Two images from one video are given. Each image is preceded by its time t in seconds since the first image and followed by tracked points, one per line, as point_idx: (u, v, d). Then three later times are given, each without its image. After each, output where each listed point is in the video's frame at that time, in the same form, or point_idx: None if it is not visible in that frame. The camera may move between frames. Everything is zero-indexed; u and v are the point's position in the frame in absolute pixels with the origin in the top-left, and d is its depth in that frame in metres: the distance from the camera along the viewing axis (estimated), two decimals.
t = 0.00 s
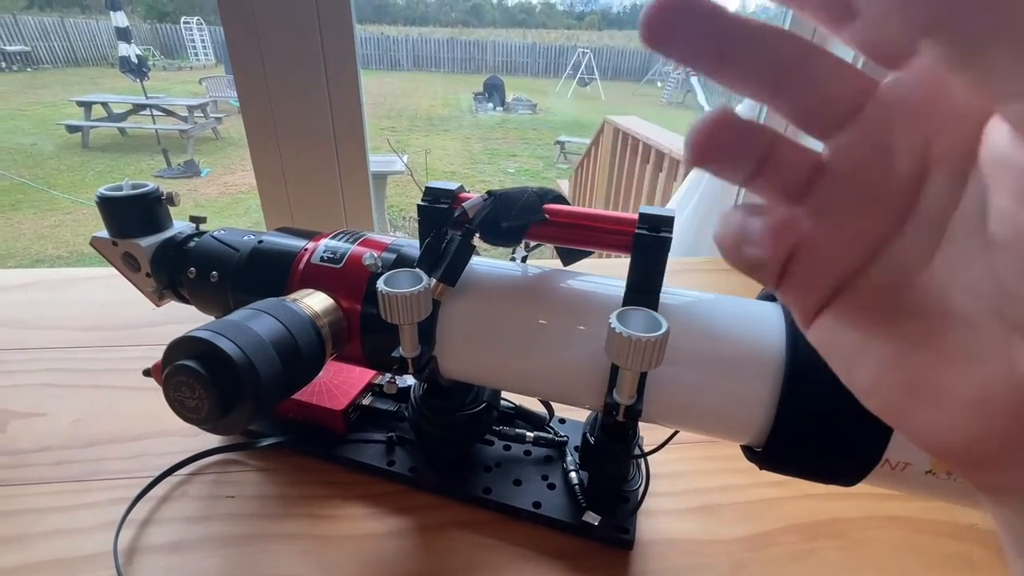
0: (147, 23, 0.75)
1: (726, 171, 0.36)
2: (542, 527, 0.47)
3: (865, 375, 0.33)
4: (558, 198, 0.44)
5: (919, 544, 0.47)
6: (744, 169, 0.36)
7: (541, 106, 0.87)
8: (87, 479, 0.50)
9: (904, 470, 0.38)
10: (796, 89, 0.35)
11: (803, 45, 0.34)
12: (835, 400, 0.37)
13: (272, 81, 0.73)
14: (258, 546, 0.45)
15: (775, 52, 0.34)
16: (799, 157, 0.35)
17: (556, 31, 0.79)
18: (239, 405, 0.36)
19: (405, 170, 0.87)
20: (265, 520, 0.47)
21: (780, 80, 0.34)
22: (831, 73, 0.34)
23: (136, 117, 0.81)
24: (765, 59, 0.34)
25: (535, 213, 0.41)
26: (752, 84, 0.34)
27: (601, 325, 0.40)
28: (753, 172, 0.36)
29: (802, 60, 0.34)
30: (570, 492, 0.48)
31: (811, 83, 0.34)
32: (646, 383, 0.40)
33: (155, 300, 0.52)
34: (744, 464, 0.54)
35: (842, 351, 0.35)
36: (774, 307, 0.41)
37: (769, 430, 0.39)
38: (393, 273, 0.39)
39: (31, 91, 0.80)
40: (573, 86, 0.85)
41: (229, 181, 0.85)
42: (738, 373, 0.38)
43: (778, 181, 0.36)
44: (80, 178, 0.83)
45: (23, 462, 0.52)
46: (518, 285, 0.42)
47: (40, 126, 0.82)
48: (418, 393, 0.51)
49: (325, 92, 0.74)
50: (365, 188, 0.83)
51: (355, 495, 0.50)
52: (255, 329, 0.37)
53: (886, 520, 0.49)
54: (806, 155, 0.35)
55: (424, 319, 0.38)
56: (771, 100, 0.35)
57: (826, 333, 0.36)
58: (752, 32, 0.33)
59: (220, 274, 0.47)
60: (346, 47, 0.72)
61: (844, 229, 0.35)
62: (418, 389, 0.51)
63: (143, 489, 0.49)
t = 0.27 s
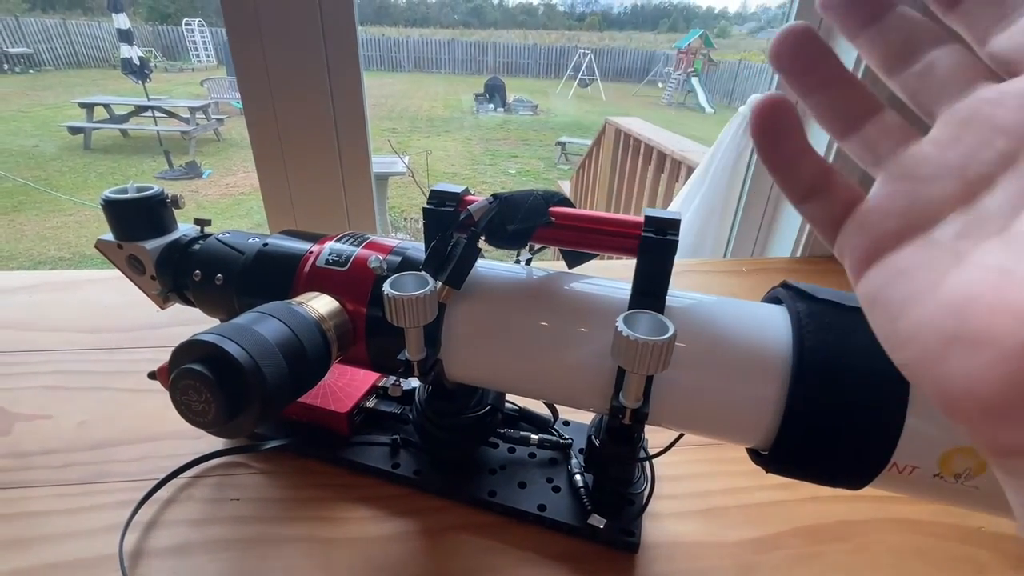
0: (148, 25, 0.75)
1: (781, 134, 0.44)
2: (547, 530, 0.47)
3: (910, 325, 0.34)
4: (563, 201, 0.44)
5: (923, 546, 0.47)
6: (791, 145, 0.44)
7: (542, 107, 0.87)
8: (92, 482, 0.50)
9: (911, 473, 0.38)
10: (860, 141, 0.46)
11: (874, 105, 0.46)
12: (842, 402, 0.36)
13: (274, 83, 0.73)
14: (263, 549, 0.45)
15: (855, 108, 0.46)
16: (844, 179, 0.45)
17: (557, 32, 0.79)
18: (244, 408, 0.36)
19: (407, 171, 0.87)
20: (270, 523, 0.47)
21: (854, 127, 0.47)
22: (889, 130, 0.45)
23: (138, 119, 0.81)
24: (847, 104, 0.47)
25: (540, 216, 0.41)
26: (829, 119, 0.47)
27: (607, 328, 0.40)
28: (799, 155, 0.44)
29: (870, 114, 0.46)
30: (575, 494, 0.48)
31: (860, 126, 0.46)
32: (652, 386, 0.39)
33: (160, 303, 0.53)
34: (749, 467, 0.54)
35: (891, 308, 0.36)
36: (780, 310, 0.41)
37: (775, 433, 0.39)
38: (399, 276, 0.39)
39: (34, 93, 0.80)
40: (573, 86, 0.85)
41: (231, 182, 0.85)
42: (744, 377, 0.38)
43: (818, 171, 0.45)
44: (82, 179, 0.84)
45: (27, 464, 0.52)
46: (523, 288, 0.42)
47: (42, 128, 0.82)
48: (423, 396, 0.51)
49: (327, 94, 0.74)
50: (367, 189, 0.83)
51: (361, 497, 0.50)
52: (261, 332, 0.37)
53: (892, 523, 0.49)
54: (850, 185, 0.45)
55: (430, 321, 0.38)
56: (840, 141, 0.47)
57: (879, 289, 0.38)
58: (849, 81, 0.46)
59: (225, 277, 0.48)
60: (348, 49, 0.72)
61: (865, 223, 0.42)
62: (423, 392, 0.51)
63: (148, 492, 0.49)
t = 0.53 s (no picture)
0: (149, 26, 0.75)
1: (803, 118, 0.45)
2: (545, 529, 0.47)
3: (929, 309, 0.36)
4: (561, 200, 0.44)
5: (922, 545, 0.47)
6: (815, 128, 0.45)
7: (542, 107, 0.87)
8: (92, 481, 0.51)
9: (907, 471, 0.38)
10: (884, 130, 0.47)
11: (902, 95, 0.46)
12: (838, 401, 0.37)
13: (275, 84, 0.73)
14: (261, 547, 0.45)
15: (881, 97, 0.47)
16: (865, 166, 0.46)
17: (557, 33, 0.79)
18: (243, 407, 0.36)
19: (407, 172, 0.88)
20: (269, 522, 0.47)
21: (879, 116, 0.47)
22: (915, 121, 0.46)
23: (139, 120, 0.81)
24: (874, 93, 0.47)
25: (538, 215, 0.42)
26: (854, 108, 0.48)
27: (604, 326, 0.40)
28: (819, 140, 0.46)
29: (897, 103, 0.46)
30: (574, 493, 0.48)
31: (883, 116, 0.47)
32: (649, 385, 0.40)
33: (160, 303, 0.53)
34: (747, 466, 0.54)
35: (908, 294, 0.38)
36: (777, 308, 0.41)
37: (771, 432, 0.39)
38: (397, 275, 0.39)
39: (35, 94, 0.80)
40: (574, 87, 0.85)
41: (232, 183, 0.85)
42: (740, 375, 0.38)
43: (840, 157, 0.46)
44: (83, 180, 0.84)
45: (28, 463, 0.52)
46: (520, 287, 0.43)
47: (44, 129, 0.82)
48: (422, 395, 0.51)
49: (327, 95, 0.75)
50: (368, 189, 0.83)
51: (359, 496, 0.50)
52: (260, 330, 0.37)
53: (890, 522, 0.49)
54: (869, 173, 0.46)
55: (428, 320, 0.39)
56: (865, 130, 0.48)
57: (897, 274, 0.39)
58: (878, 69, 0.47)
59: (224, 276, 0.48)
60: (349, 49, 0.72)
61: (886, 210, 0.43)
62: (421, 391, 0.51)
63: (147, 490, 0.49)
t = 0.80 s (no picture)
0: (151, 27, 0.75)
1: (740, 101, 0.47)
2: (544, 529, 0.47)
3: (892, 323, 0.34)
4: (560, 200, 0.44)
5: (922, 546, 0.46)
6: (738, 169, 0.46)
7: (542, 107, 0.87)
8: (90, 481, 0.51)
9: (908, 471, 0.37)
10: (802, 168, 0.48)
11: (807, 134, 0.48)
12: (838, 400, 0.36)
13: (275, 84, 0.73)
14: (259, 547, 0.45)
15: (852, 108, 0.47)
16: (789, 207, 0.46)
17: (558, 33, 0.79)
18: (240, 406, 0.36)
19: (407, 172, 0.87)
20: (267, 522, 0.47)
21: (793, 155, 0.48)
22: (829, 157, 0.46)
23: (141, 121, 0.81)
24: (783, 134, 0.48)
25: (536, 214, 0.41)
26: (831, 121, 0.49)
27: (602, 326, 0.40)
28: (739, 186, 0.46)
29: (805, 142, 0.48)
30: (573, 493, 0.48)
31: (859, 130, 0.46)
32: (648, 385, 0.39)
33: (158, 303, 0.53)
34: (747, 466, 0.54)
35: (848, 326, 0.36)
36: (777, 308, 0.41)
37: (770, 432, 0.39)
38: (394, 274, 0.39)
39: (36, 95, 0.80)
40: (575, 87, 0.85)
41: (232, 183, 0.85)
42: (740, 375, 0.38)
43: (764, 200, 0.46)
44: (85, 181, 0.84)
45: (27, 464, 0.52)
46: (519, 286, 0.42)
47: (46, 130, 0.82)
48: (420, 395, 0.51)
49: (328, 95, 0.74)
50: (368, 189, 0.83)
51: (358, 496, 0.50)
52: (257, 330, 0.37)
53: (891, 523, 0.48)
54: (795, 212, 0.46)
55: (425, 320, 0.38)
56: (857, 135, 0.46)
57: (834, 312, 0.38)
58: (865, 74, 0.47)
59: (222, 276, 0.48)
60: (350, 50, 0.72)
61: (817, 245, 0.42)
62: (420, 391, 0.51)
63: (145, 490, 0.49)
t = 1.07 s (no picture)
0: (152, 28, 0.75)
1: (805, 82, 0.49)
2: (548, 530, 0.47)
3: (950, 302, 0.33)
4: (563, 202, 0.44)
5: (925, 546, 0.47)
6: (801, 149, 0.47)
7: (543, 107, 0.87)
8: (96, 482, 0.51)
9: (912, 473, 0.38)
10: (864, 154, 0.49)
11: (874, 119, 0.49)
12: (842, 402, 0.36)
13: (277, 85, 0.73)
14: (265, 548, 0.45)
15: (923, 95, 0.48)
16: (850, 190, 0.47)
17: (558, 33, 0.79)
18: (247, 408, 0.36)
19: (409, 172, 0.87)
20: (273, 523, 0.47)
21: (857, 141, 0.49)
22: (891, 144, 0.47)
23: (142, 121, 0.82)
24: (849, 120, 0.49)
25: (541, 217, 0.42)
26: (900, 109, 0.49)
27: (606, 328, 0.41)
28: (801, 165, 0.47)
29: (871, 128, 0.49)
30: (577, 494, 0.48)
31: (927, 118, 0.47)
32: (652, 386, 0.40)
33: (164, 304, 0.53)
34: (750, 466, 0.54)
35: (906, 307, 0.36)
36: (780, 310, 0.42)
37: (774, 433, 0.39)
38: (400, 277, 0.39)
39: (38, 96, 0.80)
40: (575, 87, 0.85)
41: (234, 184, 0.86)
42: (744, 377, 0.38)
43: (826, 182, 0.47)
44: (87, 181, 0.84)
45: (32, 464, 0.52)
46: (523, 288, 0.43)
47: (48, 130, 0.82)
48: (425, 396, 0.51)
49: (330, 96, 0.75)
50: (369, 190, 0.83)
51: (363, 497, 0.50)
52: (264, 332, 0.37)
53: (893, 523, 0.49)
54: (856, 196, 0.46)
55: (431, 322, 0.39)
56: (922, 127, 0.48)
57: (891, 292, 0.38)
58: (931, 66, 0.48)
59: (228, 278, 0.48)
60: (352, 51, 0.72)
61: (876, 229, 0.43)
62: (424, 392, 0.51)
63: (151, 491, 0.49)
